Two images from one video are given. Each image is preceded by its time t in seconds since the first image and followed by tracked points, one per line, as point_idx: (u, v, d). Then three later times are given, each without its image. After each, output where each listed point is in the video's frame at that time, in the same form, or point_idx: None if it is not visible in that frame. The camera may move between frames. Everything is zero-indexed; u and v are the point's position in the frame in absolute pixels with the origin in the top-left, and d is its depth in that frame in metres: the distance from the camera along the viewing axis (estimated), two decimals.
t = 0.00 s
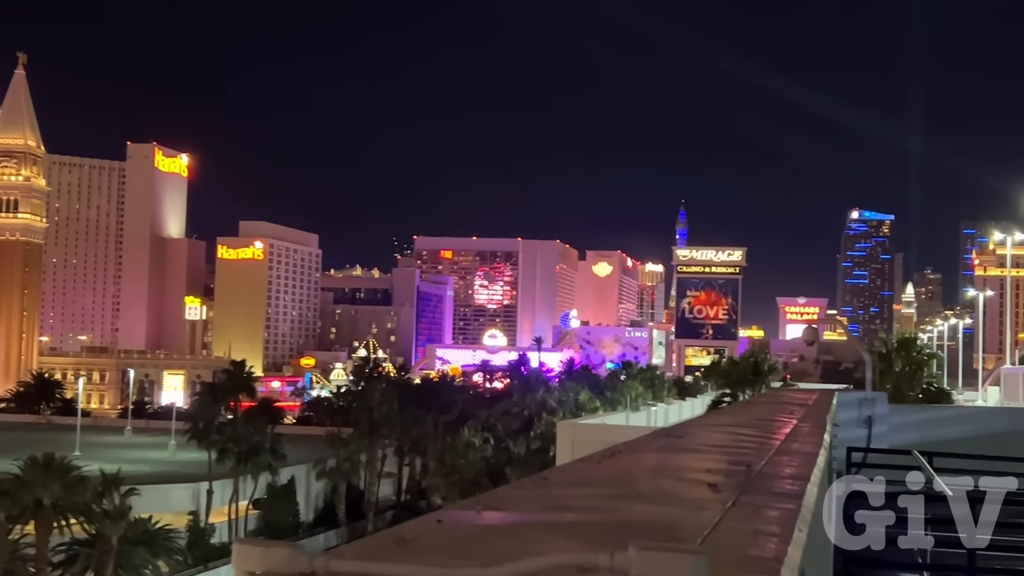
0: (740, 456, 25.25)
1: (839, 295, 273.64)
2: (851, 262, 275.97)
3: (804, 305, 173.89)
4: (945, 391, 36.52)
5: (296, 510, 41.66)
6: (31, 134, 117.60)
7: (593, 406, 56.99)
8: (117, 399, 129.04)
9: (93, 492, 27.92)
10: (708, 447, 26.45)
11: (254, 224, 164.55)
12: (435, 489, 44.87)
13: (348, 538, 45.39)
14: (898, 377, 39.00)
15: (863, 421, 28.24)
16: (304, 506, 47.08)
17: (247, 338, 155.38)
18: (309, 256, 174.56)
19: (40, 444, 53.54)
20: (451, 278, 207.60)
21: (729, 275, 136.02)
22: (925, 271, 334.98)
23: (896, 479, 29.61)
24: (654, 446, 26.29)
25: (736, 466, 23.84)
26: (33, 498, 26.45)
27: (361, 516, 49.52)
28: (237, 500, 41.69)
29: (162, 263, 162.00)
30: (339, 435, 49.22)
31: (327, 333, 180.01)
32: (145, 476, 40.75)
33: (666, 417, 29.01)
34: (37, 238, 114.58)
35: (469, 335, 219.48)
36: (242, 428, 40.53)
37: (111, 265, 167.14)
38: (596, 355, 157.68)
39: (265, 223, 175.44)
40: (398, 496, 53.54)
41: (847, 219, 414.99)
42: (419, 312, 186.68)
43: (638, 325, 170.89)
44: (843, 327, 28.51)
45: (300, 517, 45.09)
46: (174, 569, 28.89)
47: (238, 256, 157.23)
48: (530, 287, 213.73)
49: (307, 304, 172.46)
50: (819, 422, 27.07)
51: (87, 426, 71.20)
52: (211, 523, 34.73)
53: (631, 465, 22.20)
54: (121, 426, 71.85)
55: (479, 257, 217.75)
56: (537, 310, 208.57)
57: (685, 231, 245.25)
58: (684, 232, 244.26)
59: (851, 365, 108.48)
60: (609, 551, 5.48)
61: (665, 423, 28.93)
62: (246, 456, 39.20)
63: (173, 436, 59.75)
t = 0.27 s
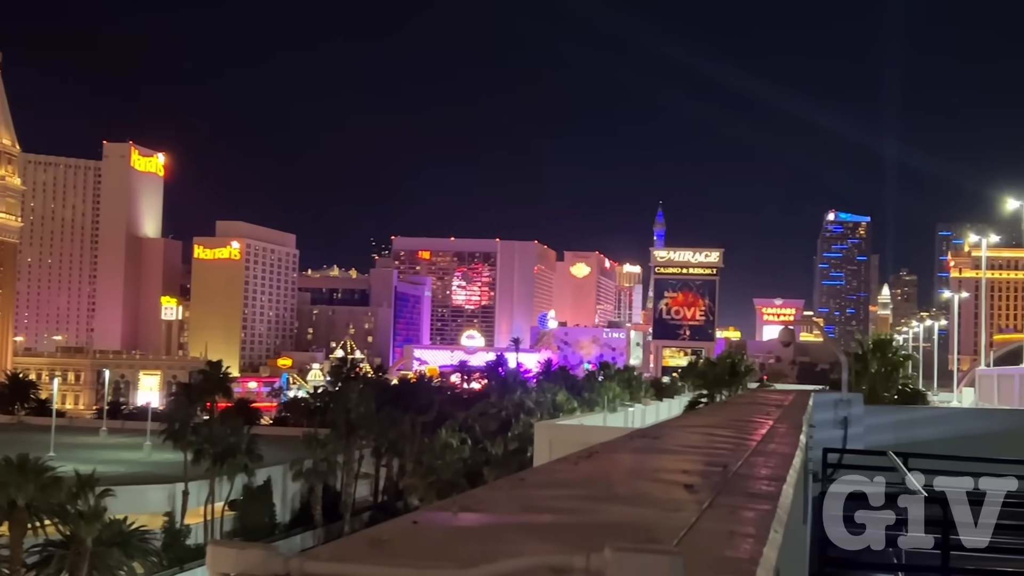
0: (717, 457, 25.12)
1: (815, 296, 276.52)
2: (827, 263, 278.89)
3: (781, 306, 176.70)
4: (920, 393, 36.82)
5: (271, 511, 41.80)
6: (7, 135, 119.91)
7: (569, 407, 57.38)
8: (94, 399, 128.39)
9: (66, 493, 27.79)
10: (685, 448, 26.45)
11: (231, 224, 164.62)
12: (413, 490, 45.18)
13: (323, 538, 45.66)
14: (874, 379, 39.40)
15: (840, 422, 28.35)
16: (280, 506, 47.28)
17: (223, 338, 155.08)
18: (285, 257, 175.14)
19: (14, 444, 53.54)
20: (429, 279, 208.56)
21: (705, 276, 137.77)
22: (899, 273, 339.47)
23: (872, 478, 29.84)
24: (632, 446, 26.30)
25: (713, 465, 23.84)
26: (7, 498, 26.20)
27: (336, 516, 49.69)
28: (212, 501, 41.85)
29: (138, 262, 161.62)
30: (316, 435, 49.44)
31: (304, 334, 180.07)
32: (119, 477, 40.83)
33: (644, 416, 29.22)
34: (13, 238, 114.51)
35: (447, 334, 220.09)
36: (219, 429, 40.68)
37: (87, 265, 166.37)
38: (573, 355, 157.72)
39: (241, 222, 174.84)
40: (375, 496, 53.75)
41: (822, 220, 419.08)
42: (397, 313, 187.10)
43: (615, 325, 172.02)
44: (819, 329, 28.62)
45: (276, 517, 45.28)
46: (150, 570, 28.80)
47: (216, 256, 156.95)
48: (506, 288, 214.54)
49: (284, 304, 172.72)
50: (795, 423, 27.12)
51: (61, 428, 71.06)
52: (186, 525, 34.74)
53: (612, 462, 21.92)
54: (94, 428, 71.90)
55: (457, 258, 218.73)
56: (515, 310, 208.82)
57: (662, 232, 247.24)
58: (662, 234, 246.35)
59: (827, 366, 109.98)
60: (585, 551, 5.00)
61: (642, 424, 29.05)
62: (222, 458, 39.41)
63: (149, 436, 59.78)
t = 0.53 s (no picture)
0: (695, 457, 24.92)
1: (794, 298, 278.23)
2: (806, 265, 280.67)
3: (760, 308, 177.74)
4: (897, 394, 37.10)
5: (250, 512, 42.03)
6: None
7: (549, 408, 57.64)
8: (71, 399, 127.73)
9: (42, 495, 27.80)
10: (664, 448, 26.46)
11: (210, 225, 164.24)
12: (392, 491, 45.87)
13: (302, 538, 45.95)
14: (852, 379, 39.91)
15: (817, 423, 28.54)
16: (259, 507, 47.60)
17: (202, 339, 154.63)
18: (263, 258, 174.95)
19: None
20: (407, 280, 207.74)
21: (685, 277, 138.30)
22: (877, 275, 341.66)
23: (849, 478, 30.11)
24: (610, 446, 26.29)
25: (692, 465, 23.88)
26: None
27: (316, 517, 49.88)
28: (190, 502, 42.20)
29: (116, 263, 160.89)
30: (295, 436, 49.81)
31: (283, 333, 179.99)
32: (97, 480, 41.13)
33: (622, 417, 29.31)
34: None
35: (427, 335, 220.43)
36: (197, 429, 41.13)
37: (64, 265, 165.33)
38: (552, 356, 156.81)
39: (220, 223, 174.31)
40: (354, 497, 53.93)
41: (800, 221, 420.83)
42: (375, 313, 186.94)
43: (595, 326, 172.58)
44: (797, 330, 28.77)
45: (255, 518, 45.52)
46: (127, 572, 28.59)
47: (194, 257, 156.58)
48: (487, 288, 214.63)
49: (263, 305, 172.63)
50: (773, 424, 27.17)
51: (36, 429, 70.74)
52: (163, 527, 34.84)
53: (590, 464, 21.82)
54: (71, 429, 71.83)
55: (436, 259, 219.05)
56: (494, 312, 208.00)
57: (642, 234, 248.28)
58: (643, 235, 247.41)
59: (804, 368, 110.62)
60: (564, 553, 4.98)
61: (621, 424, 29.15)
62: (200, 458, 39.94)
63: (126, 438, 59.58)
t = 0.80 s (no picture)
0: (675, 457, 24.93)
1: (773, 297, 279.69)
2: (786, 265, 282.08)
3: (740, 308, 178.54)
4: (875, 395, 37.35)
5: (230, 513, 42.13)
6: None
7: (529, 409, 57.81)
8: (49, 400, 127.23)
9: (18, 496, 27.76)
10: (644, 448, 26.38)
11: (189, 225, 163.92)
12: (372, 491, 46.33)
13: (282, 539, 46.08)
14: (832, 380, 40.26)
15: (797, 423, 28.55)
16: (238, 509, 47.72)
17: (182, 339, 154.25)
18: (244, 257, 174.82)
19: None
20: (388, 280, 207.64)
21: (665, 277, 138.77)
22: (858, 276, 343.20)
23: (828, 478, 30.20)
24: (591, 447, 26.13)
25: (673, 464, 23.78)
26: None
27: (296, 519, 49.91)
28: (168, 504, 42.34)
29: (94, 262, 160.17)
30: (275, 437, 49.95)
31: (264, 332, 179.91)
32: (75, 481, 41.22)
33: (603, 418, 29.26)
34: None
35: (408, 334, 220.71)
36: (176, 430, 41.35)
37: (42, 264, 164.29)
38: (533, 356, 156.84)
39: (200, 224, 173.87)
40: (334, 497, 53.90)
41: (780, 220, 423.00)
42: (355, 313, 187.09)
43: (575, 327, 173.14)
44: (778, 331, 28.78)
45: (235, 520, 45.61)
46: (105, 574, 28.43)
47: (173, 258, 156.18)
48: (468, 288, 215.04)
49: (243, 305, 172.56)
50: (753, 424, 27.11)
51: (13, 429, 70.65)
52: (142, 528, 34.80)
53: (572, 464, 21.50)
54: (52, 429, 72.01)
55: (417, 259, 219.31)
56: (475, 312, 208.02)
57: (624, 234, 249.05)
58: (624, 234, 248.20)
59: (782, 370, 111.27)
60: (541, 555, 4.75)
61: (602, 425, 29.10)
62: (180, 459, 40.25)
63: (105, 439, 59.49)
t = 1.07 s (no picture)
0: (656, 457, 25.06)
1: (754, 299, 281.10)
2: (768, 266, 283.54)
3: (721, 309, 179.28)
4: (855, 394, 37.61)
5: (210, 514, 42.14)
6: None
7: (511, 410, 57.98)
8: (27, 400, 126.34)
9: None
10: (624, 448, 26.47)
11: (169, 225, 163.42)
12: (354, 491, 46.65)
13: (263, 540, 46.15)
14: (812, 379, 40.50)
15: (777, 423, 28.70)
16: (219, 510, 47.72)
17: (162, 340, 153.60)
18: (226, 258, 174.55)
19: None
20: (369, 280, 207.32)
21: (647, 278, 139.18)
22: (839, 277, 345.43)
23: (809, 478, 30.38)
24: (572, 448, 26.16)
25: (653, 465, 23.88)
26: None
27: (277, 519, 49.99)
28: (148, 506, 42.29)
29: (74, 263, 159.25)
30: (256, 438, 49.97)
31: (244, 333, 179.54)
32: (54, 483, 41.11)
33: (584, 418, 29.38)
34: None
35: (389, 335, 220.82)
36: (156, 432, 41.31)
37: (21, 265, 163.25)
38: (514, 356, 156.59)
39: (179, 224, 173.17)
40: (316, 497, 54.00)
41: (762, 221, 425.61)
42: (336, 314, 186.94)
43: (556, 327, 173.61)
44: (758, 331, 28.90)
45: (215, 521, 45.64)
46: None
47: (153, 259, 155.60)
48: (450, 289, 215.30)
49: (223, 306, 172.26)
50: (733, 424, 27.18)
51: None
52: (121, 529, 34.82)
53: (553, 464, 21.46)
54: (32, 430, 72.10)
55: (398, 259, 219.74)
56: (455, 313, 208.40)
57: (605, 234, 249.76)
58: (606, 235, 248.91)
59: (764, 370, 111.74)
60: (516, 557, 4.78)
61: (583, 426, 29.21)
62: (159, 461, 40.20)
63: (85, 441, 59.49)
